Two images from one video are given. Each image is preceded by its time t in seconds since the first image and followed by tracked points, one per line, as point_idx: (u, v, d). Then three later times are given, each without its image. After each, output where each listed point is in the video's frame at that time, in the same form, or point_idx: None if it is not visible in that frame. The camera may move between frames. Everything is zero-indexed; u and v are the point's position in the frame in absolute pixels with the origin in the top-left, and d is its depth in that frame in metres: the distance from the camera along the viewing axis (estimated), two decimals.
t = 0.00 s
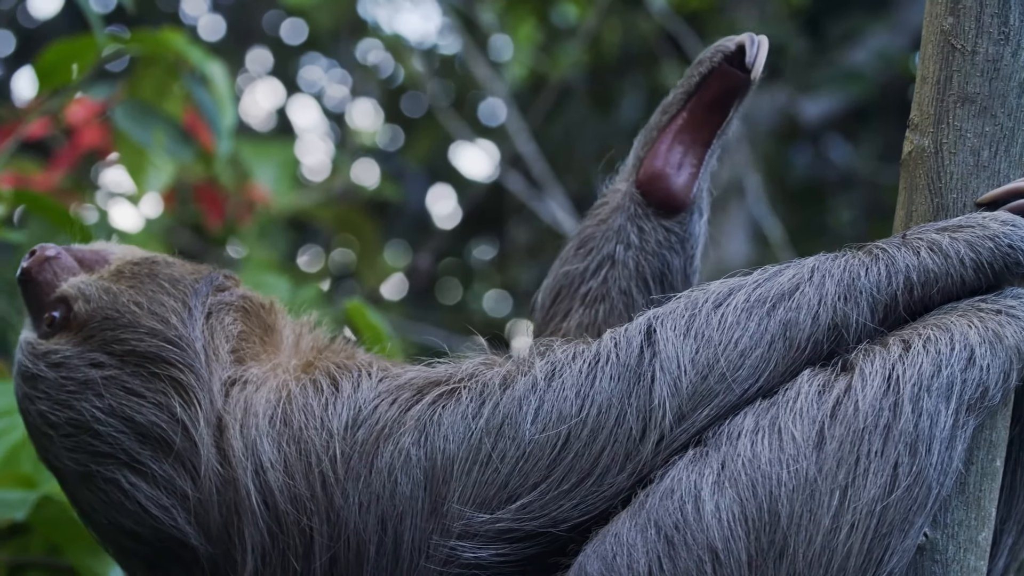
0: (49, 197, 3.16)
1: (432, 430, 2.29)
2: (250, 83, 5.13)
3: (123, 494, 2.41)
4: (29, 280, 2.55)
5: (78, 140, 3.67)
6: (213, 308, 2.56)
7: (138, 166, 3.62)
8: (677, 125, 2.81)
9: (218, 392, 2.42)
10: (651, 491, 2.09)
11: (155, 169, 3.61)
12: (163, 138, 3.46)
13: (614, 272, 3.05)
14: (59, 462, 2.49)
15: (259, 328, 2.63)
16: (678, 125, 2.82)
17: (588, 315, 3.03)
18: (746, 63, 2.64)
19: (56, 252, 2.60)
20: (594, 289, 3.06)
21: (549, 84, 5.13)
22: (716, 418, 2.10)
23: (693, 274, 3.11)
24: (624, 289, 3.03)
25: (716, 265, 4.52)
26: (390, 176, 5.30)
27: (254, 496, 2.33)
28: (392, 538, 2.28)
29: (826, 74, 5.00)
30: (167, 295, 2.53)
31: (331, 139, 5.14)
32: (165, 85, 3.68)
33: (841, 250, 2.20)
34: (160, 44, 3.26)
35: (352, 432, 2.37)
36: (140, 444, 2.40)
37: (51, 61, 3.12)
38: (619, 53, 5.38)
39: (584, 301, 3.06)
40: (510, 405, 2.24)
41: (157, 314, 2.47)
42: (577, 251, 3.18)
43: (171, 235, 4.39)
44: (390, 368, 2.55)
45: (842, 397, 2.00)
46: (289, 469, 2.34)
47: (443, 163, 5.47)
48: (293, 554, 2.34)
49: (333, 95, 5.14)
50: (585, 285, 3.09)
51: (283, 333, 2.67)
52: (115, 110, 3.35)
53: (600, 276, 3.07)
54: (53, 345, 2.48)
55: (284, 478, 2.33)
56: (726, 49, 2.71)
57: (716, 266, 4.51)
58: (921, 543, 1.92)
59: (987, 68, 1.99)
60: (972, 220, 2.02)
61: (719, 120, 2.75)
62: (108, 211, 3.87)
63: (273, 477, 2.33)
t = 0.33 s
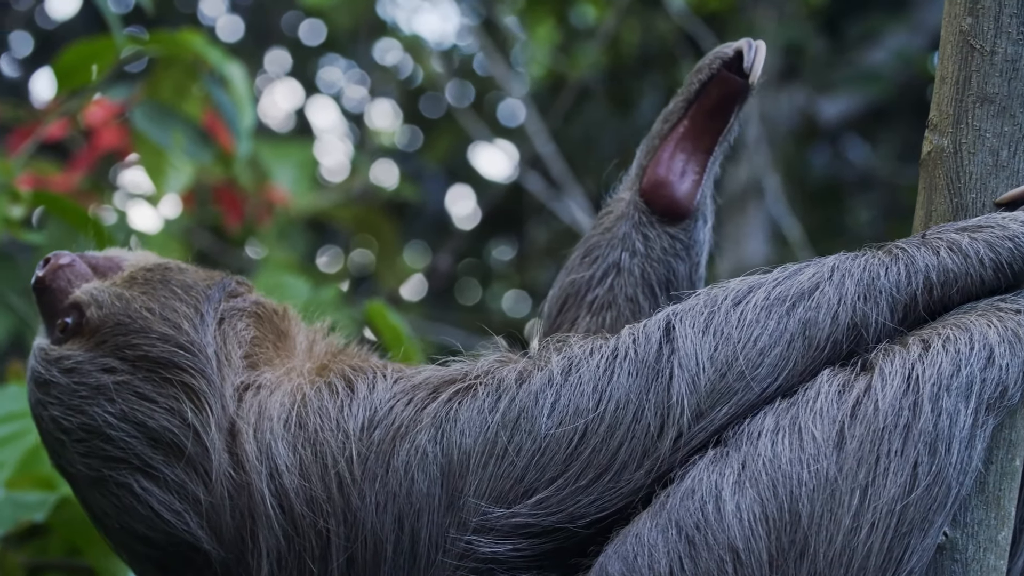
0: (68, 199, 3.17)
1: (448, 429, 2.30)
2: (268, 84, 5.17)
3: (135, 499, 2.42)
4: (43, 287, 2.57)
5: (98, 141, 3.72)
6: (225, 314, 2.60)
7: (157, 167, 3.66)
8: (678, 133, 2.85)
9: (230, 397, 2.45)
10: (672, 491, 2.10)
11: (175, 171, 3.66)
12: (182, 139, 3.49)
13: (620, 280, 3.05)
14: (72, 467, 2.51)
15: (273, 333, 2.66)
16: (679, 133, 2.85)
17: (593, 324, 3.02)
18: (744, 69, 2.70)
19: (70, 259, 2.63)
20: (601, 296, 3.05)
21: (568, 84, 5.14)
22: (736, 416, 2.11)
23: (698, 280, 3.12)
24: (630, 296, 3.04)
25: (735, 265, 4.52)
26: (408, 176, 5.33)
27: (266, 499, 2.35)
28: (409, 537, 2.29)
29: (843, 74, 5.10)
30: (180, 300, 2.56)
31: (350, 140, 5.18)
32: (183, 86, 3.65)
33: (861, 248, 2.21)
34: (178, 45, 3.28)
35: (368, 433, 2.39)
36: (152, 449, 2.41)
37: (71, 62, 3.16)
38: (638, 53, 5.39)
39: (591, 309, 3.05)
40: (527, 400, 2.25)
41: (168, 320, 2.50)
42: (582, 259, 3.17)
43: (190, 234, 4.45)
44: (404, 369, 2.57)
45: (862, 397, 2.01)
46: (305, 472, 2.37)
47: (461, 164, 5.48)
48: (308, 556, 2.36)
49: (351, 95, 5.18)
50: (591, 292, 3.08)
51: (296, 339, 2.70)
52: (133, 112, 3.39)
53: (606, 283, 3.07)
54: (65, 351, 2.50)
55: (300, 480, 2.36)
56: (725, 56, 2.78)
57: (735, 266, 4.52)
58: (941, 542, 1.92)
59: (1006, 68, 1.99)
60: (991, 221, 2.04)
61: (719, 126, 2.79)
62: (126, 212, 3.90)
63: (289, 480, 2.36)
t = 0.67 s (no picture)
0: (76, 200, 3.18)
1: (454, 427, 2.31)
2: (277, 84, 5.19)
3: (138, 499, 2.45)
4: (52, 290, 2.65)
5: (107, 141, 3.75)
6: (230, 317, 2.61)
7: (167, 167, 3.68)
8: (671, 139, 2.84)
9: (234, 399, 2.47)
10: (681, 490, 2.10)
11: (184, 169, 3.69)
12: (191, 139, 3.50)
13: (618, 287, 3.07)
14: (76, 468, 2.53)
15: (278, 337, 2.67)
16: (672, 139, 2.83)
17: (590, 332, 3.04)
18: (735, 73, 2.68)
19: (78, 263, 2.69)
20: (598, 304, 3.08)
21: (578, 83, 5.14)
22: (744, 414, 2.11)
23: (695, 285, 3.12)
24: (628, 302, 3.06)
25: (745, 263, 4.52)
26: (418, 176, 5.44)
27: (271, 498, 2.37)
28: (415, 533, 2.30)
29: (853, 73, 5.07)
30: (185, 303, 2.58)
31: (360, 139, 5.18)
32: (194, 85, 3.68)
33: (871, 246, 2.21)
34: (188, 45, 3.29)
35: (375, 430, 2.40)
36: (155, 450, 2.44)
37: (82, 60, 3.19)
38: (647, 53, 5.39)
39: (589, 315, 3.07)
40: (532, 391, 2.26)
41: (173, 322, 2.53)
42: (580, 266, 3.18)
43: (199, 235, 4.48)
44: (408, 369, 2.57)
45: (871, 396, 2.01)
46: (311, 471, 2.39)
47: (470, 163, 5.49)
48: (314, 556, 2.37)
49: (360, 95, 5.19)
50: (589, 300, 3.10)
51: (303, 343, 2.71)
52: (143, 111, 3.40)
53: (603, 291, 3.08)
54: (71, 352, 2.54)
55: (306, 480, 2.38)
56: (714, 60, 2.76)
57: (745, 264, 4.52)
58: (950, 541, 1.93)
59: (1016, 67, 2.01)
60: (1001, 219, 2.04)
61: (712, 131, 2.78)
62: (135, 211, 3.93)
63: (293, 480, 2.38)
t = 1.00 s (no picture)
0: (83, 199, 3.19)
1: (456, 425, 2.31)
2: (284, 83, 5.20)
3: (139, 499, 2.47)
4: (57, 292, 2.65)
5: (113, 141, 3.76)
6: (233, 319, 2.62)
7: (174, 166, 3.69)
8: (665, 144, 2.85)
9: (235, 401, 2.48)
10: (689, 489, 2.11)
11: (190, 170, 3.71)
12: (197, 138, 3.52)
13: (613, 292, 3.06)
14: (78, 468, 2.56)
15: (281, 339, 2.68)
16: (665, 143, 2.85)
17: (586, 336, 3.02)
18: (726, 76, 2.71)
19: (84, 264, 2.71)
20: (594, 310, 3.05)
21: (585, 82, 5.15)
22: (748, 412, 2.11)
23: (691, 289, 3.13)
24: (624, 307, 3.05)
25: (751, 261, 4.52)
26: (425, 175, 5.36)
27: (273, 497, 2.38)
28: (418, 532, 2.30)
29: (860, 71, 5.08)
30: (188, 304, 2.60)
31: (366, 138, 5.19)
32: (200, 84, 3.69)
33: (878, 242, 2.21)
34: (194, 44, 3.30)
35: (377, 429, 2.41)
36: (156, 450, 2.46)
37: (88, 59, 3.20)
38: (653, 52, 5.40)
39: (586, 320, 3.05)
40: (534, 387, 2.26)
41: (174, 323, 2.54)
42: (575, 273, 3.18)
43: (204, 234, 4.51)
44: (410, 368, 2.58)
45: (879, 395, 2.01)
46: (314, 470, 2.40)
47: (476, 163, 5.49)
48: (317, 554, 2.38)
49: (367, 94, 5.21)
50: (585, 305, 3.08)
51: (306, 346, 2.72)
52: (150, 111, 3.42)
53: (600, 296, 3.07)
54: (74, 353, 2.56)
55: (309, 478, 2.39)
56: (705, 66, 2.79)
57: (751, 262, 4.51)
58: (957, 540, 1.94)
59: (1023, 66, 2.02)
60: (1010, 220, 2.05)
61: (705, 135, 2.80)
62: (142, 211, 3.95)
63: (296, 480, 2.39)
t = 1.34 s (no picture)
0: (89, 197, 3.20)
1: (457, 424, 2.32)
2: (289, 82, 5.22)
3: (138, 500, 2.46)
4: (57, 296, 2.67)
5: (120, 140, 3.77)
6: (231, 321, 2.63)
7: (179, 164, 3.69)
8: (657, 150, 2.83)
9: (234, 402, 2.48)
10: (695, 488, 2.11)
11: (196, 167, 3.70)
12: (203, 138, 3.52)
13: (609, 297, 3.06)
14: (78, 470, 2.55)
15: (281, 341, 2.69)
16: (657, 149, 2.83)
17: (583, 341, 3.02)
18: (718, 81, 2.70)
19: (84, 269, 2.72)
20: (590, 314, 3.06)
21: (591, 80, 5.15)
22: (746, 409, 2.11)
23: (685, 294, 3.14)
24: (620, 311, 3.05)
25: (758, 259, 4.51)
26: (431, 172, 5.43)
27: (273, 496, 2.38)
28: (417, 530, 2.31)
29: (865, 71, 5.16)
30: (187, 307, 2.61)
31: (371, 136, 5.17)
32: (206, 83, 3.74)
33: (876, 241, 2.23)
34: (199, 43, 3.30)
35: (378, 427, 2.41)
36: (155, 451, 2.45)
37: (95, 58, 3.21)
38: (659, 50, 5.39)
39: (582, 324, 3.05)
40: (536, 386, 2.26)
41: (173, 325, 2.55)
42: (570, 278, 3.17)
43: (211, 232, 4.54)
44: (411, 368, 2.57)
45: (885, 393, 2.01)
46: (315, 468, 2.40)
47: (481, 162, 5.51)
48: (318, 552, 2.38)
49: (373, 93, 5.21)
50: (581, 310, 3.08)
51: (306, 347, 2.73)
52: (156, 110, 3.43)
53: (595, 302, 3.08)
54: (74, 356, 2.56)
55: (310, 476, 2.40)
56: (697, 70, 2.77)
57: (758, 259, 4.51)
58: (963, 538, 1.93)
59: None
60: (1008, 216, 2.04)
61: (697, 139, 2.78)
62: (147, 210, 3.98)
63: (296, 479, 2.39)
